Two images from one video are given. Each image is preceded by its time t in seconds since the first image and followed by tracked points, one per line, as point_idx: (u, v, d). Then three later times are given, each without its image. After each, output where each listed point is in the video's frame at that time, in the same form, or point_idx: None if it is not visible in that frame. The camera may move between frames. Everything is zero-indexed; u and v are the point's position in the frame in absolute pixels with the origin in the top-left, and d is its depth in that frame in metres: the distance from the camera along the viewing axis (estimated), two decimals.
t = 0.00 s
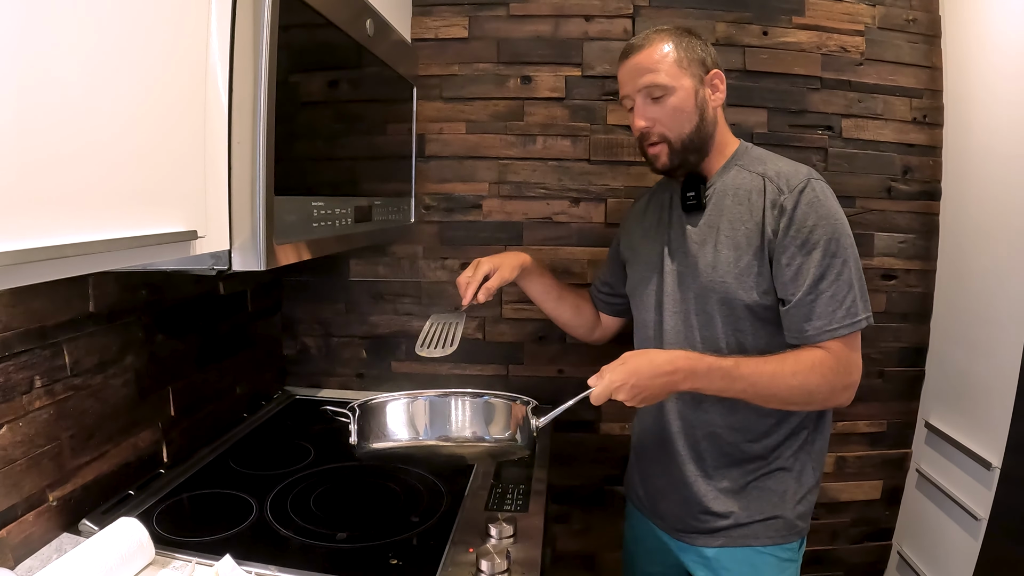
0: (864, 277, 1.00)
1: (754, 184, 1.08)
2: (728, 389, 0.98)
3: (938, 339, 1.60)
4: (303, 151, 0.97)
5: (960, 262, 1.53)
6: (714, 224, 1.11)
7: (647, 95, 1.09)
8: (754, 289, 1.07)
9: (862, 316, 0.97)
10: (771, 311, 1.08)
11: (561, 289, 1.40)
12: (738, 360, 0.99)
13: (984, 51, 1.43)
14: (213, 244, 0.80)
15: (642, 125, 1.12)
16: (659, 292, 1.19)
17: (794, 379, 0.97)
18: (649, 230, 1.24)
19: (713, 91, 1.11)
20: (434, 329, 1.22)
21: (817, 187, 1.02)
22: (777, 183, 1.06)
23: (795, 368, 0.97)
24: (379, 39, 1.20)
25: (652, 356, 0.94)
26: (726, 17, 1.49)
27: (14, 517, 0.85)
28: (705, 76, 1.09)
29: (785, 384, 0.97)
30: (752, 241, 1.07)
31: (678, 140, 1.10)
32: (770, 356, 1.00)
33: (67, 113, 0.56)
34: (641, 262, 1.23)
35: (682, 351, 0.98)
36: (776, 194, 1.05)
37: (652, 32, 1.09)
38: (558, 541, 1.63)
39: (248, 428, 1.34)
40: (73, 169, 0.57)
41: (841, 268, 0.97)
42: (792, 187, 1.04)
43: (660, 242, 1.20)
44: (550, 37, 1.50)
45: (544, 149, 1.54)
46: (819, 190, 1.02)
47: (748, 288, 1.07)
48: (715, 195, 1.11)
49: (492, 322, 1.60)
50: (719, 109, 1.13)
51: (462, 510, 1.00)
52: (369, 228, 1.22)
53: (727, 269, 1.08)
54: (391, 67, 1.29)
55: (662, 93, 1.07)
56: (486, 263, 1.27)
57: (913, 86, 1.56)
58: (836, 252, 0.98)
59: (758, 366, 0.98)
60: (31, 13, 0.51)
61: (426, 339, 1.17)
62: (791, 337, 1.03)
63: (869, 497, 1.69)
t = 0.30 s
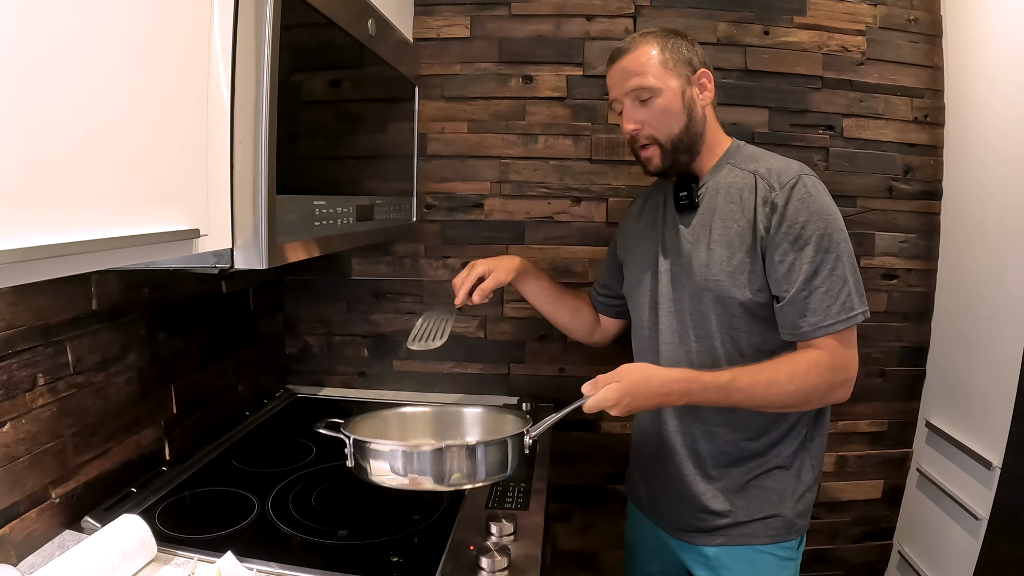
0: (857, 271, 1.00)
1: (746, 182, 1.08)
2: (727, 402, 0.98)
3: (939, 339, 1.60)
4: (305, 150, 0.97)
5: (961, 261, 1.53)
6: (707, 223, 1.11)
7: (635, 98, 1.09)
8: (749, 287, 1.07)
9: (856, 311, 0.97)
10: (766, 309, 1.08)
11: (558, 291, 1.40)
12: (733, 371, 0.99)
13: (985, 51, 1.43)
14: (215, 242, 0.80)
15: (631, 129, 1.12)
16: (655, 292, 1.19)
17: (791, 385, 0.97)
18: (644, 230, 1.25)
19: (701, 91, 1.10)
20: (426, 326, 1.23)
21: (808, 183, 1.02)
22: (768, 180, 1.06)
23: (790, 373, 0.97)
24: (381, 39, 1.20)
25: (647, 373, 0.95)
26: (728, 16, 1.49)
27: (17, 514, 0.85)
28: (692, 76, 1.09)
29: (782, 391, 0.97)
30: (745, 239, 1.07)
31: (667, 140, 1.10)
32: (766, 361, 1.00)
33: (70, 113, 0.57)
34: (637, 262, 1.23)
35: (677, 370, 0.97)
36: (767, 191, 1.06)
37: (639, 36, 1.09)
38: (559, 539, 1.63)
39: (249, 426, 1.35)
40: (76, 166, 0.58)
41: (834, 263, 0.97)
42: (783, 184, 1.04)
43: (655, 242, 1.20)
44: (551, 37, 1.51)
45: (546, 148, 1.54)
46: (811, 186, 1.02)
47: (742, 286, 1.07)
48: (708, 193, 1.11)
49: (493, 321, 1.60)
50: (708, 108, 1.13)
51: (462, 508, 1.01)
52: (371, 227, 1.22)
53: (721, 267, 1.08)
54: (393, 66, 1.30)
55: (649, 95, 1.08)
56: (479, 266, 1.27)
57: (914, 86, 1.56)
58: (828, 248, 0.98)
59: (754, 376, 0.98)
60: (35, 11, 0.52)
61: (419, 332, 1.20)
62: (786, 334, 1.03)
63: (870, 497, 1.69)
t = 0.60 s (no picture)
0: (843, 287, 0.98)
1: (740, 189, 1.07)
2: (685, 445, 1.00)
3: (940, 339, 1.59)
4: (304, 149, 0.97)
5: (962, 261, 1.52)
6: (698, 228, 1.10)
7: (628, 99, 1.09)
8: (734, 295, 1.06)
9: (835, 328, 0.97)
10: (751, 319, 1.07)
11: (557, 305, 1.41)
12: (689, 415, 1.00)
13: (986, 50, 1.43)
14: (212, 241, 0.80)
15: (624, 130, 1.13)
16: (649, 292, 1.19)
17: (747, 420, 0.98)
18: (641, 229, 1.24)
19: (696, 91, 1.09)
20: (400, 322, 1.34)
21: (801, 195, 1.00)
22: (761, 189, 1.04)
23: (745, 408, 0.98)
24: (381, 38, 1.20)
25: (606, 422, 0.98)
26: (728, 15, 1.49)
27: (16, 512, 0.85)
28: (687, 76, 1.08)
29: (741, 429, 0.99)
30: (733, 247, 1.06)
31: (659, 141, 1.09)
32: (718, 400, 1.01)
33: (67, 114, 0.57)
34: (632, 261, 1.23)
35: (627, 420, 1.00)
36: (758, 200, 1.04)
37: (636, 34, 1.09)
38: (558, 538, 1.63)
39: (249, 425, 1.35)
40: (72, 167, 0.58)
41: (816, 281, 0.96)
42: (775, 194, 1.02)
43: (650, 243, 1.20)
44: (551, 35, 1.51)
45: (545, 146, 1.54)
46: (803, 198, 1.00)
47: (728, 294, 1.06)
48: (702, 197, 1.10)
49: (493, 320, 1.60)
50: (705, 108, 1.10)
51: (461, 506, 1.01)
52: (371, 226, 1.22)
53: (709, 274, 1.08)
54: (393, 65, 1.30)
55: (642, 97, 1.08)
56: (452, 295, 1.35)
57: (915, 85, 1.56)
58: (812, 264, 0.96)
59: (706, 418, 0.99)
60: (32, 14, 0.52)
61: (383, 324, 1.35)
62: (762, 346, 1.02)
63: (871, 497, 1.69)
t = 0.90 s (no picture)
0: (828, 297, 0.95)
1: (731, 192, 1.05)
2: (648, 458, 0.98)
3: (942, 338, 1.59)
4: (304, 148, 0.97)
5: (964, 260, 1.52)
6: (687, 230, 1.09)
7: (621, 100, 1.09)
8: (718, 300, 1.05)
9: (813, 341, 0.95)
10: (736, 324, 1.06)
11: (560, 319, 1.41)
12: (651, 428, 0.98)
13: (988, 49, 1.43)
14: (211, 242, 0.80)
15: (618, 130, 1.12)
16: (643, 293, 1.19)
17: (709, 432, 0.96)
18: (638, 228, 1.24)
19: (691, 93, 1.07)
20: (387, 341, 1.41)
21: (788, 201, 0.97)
22: (750, 193, 1.02)
23: (708, 421, 0.97)
24: (381, 38, 1.20)
25: (572, 434, 0.97)
26: (728, 14, 1.48)
27: (16, 512, 0.86)
28: (682, 76, 1.06)
29: (703, 442, 0.97)
30: (720, 252, 1.04)
31: (650, 142, 1.09)
32: (682, 413, 0.99)
33: (66, 115, 0.57)
34: (628, 261, 1.23)
35: (591, 434, 0.99)
36: (747, 204, 1.02)
37: (632, 33, 1.08)
38: (558, 538, 1.63)
39: (249, 425, 1.35)
40: (70, 167, 0.57)
41: (795, 290, 0.94)
42: (764, 199, 1.00)
43: (645, 243, 1.20)
44: (551, 35, 1.50)
45: (546, 146, 1.54)
46: (790, 205, 0.97)
47: (712, 298, 1.05)
48: (695, 199, 1.09)
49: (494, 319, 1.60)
50: (701, 108, 1.09)
51: (461, 505, 1.01)
52: (371, 226, 1.22)
53: (696, 277, 1.07)
54: (393, 65, 1.29)
55: (635, 98, 1.07)
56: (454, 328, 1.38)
57: (916, 84, 1.56)
58: (794, 273, 0.94)
59: (669, 431, 0.98)
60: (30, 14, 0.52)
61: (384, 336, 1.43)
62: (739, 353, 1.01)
63: (872, 496, 1.68)
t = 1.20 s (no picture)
0: (816, 298, 0.94)
1: (720, 192, 1.04)
2: (632, 461, 0.99)
3: (944, 337, 1.58)
4: (303, 148, 0.97)
5: (966, 259, 1.51)
6: (678, 230, 1.08)
7: (601, 107, 1.12)
8: (707, 300, 1.04)
9: (800, 343, 0.93)
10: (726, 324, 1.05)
11: (558, 332, 1.42)
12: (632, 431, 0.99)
13: (989, 48, 1.42)
14: (208, 241, 0.80)
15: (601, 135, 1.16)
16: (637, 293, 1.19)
17: (691, 435, 0.96)
18: (632, 228, 1.23)
19: (664, 96, 1.06)
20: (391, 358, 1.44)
21: (776, 200, 0.96)
22: (738, 193, 1.01)
23: (690, 424, 0.96)
24: (380, 37, 1.20)
25: (556, 437, 1.01)
26: (728, 12, 1.48)
27: (14, 512, 0.85)
28: (653, 79, 1.05)
29: (685, 445, 0.96)
30: (708, 252, 1.03)
31: (628, 147, 1.11)
32: (665, 415, 0.99)
33: (61, 113, 0.56)
34: (624, 261, 1.23)
35: (575, 437, 1.02)
36: (735, 203, 1.01)
37: (610, 39, 1.10)
38: (559, 538, 1.63)
39: (249, 424, 1.35)
40: (65, 166, 0.57)
41: (781, 290, 0.93)
42: (751, 198, 0.99)
43: (639, 243, 1.19)
44: (551, 34, 1.50)
45: (546, 145, 1.53)
46: (778, 204, 0.96)
47: (702, 299, 1.05)
48: (685, 199, 1.08)
49: (494, 319, 1.60)
50: (678, 109, 1.07)
51: (459, 506, 1.01)
52: (370, 225, 1.22)
53: (686, 277, 1.06)
54: (393, 64, 1.29)
55: (608, 105, 1.10)
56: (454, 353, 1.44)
57: (918, 82, 1.55)
58: (780, 273, 0.93)
59: (651, 434, 0.98)
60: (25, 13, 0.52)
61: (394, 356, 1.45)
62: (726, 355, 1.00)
63: (874, 496, 1.68)
